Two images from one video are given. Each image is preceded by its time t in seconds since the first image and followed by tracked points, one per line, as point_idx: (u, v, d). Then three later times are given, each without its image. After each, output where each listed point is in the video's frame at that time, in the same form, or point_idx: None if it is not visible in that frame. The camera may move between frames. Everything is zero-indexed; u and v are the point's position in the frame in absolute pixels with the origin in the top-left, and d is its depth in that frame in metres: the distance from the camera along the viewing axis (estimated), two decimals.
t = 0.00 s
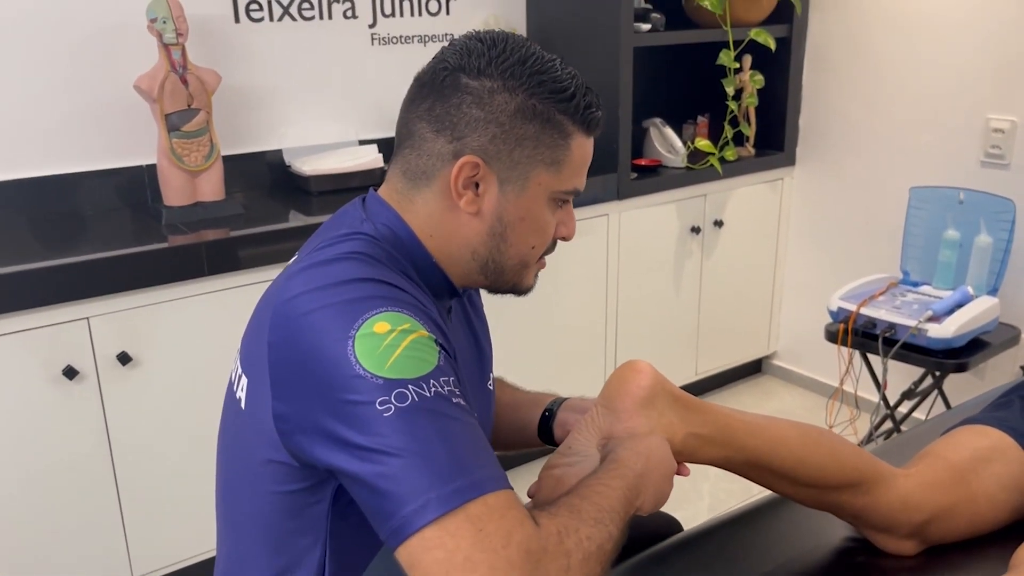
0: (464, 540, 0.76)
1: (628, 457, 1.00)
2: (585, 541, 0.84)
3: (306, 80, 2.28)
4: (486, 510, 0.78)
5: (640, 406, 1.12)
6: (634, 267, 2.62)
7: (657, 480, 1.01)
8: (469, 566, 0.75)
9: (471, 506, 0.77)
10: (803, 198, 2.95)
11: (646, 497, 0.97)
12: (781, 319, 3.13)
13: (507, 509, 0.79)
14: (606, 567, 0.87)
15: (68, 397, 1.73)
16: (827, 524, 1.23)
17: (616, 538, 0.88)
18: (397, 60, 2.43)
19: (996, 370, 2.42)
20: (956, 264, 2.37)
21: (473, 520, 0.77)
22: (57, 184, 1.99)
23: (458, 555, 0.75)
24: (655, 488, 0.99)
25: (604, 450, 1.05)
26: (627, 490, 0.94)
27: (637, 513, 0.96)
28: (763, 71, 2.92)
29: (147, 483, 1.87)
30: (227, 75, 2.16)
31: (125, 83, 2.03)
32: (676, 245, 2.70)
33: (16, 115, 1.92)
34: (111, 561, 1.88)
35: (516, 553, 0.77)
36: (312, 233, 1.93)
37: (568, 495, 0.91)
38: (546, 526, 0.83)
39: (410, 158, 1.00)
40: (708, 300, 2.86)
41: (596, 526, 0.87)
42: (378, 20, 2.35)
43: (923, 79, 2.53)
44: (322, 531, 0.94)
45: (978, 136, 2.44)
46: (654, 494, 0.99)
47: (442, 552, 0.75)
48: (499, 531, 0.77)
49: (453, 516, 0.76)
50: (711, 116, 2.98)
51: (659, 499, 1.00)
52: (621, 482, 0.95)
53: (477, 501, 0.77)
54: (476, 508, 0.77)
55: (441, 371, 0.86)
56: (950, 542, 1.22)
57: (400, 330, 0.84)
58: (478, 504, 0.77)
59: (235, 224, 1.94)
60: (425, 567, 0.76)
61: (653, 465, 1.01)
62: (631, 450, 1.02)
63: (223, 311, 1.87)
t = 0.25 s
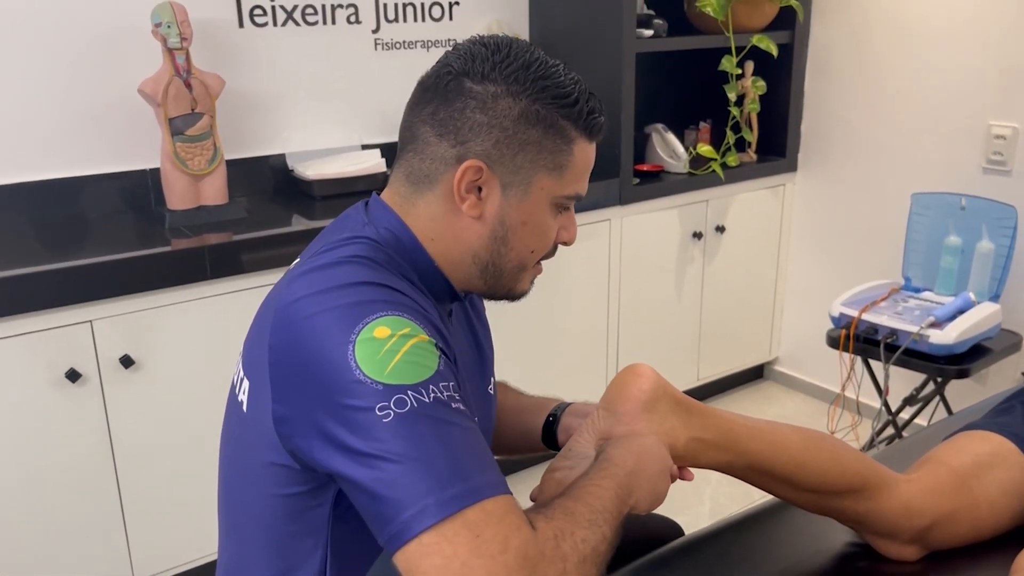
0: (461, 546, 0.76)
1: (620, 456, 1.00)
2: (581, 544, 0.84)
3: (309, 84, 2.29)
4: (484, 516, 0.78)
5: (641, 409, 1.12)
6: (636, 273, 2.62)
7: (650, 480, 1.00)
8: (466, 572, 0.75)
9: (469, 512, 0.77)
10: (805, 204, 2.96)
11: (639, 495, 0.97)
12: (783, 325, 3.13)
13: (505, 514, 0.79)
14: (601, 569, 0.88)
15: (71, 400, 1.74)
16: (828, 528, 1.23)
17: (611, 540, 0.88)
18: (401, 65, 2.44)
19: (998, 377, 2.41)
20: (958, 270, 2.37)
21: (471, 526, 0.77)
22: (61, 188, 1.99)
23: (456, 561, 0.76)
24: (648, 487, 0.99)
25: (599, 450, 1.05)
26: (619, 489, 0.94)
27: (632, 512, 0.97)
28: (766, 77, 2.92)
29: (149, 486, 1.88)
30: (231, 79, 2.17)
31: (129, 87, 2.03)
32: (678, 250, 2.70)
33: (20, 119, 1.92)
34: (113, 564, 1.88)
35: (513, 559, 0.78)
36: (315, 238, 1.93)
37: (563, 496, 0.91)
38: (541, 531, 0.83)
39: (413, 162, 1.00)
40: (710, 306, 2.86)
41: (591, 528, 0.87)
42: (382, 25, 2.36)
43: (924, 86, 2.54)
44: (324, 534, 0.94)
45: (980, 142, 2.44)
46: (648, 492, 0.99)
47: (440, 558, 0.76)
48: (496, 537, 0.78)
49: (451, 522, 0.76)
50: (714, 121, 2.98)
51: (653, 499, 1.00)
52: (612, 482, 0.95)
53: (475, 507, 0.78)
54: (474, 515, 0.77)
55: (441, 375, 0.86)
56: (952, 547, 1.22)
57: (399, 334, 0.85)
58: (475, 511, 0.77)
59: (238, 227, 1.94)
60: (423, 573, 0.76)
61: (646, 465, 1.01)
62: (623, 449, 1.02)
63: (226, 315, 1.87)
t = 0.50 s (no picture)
0: (460, 547, 0.76)
1: (614, 453, 1.01)
2: (579, 544, 0.85)
3: (314, 88, 2.30)
4: (484, 517, 0.78)
5: (645, 409, 1.12)
6: (638, 277, 2.62)
7: (645, 477, 1.01)
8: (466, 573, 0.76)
9: (468, 514, 0.77)
10: (807, 209, 2.96)
11: (635, 491, 0.98)
12: (785, 330, 3.13)
13: (506, 516, 0.80)
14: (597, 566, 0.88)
15: (74, 401, 1.74)
16: (830, 531, 1.23)
17: (608, 538, 0.89)
18: (404, 69, 2.45)
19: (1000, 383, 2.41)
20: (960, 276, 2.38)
21: (470, 528, 0.77)
22: (66, 190, 2.00)
23: (455, 562, 0.76)
24: (643, 483, 1.00)
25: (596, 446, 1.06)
26: (613, 485, 0.94)
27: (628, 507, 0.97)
28: (768, 83, 2.93)
29: (151, 487, 1.88)
30: (236, 83, 2.18)
31: (134, 89, 2.04)
32: (680, 255, 2.70)
33: (27, 121, 1.93)
34: (115, 566, 1.88)
35: (512, 560, 0.78)
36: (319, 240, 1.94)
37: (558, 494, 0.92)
38: (540, 531, 0.83)
39: (423, 163, 1.01)
40: (712, 311, 2.86)
41: (588, 527, 0.87)
42: (386, 29, 2.38)
43: (927, 92, 2.54)
44: (328, 534, 0.95)
45: (982, 149, 2.45)
46: (642, 488, 0.99)
47: (440, 560, 0.76)
48: (496, 539, 0.78)
49: (451, 523, 0.77)
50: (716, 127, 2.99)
51: (649, 495, 0.99)
52: (607, 478, 0.95)
53: (475, 509, 0.78)
54: (473, 516, 0.78)
55: (444, 378, 0.86)
56: (953, 552, 1.22)
57: (404, 336, 0.85)
58: (474, 512, 0.78)
59: (242, 230, 1.95)
60: (423, 573, 0.76)
61: (640, 463, 1.01)
62: (617, 447, 1.02)
63: (229, 317, 1.88)
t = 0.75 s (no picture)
0: (461, 543, 0.77)
1: (615, 455, 1.01)
2: (579, 542, 0.85)
3: (317, 91, 2.31)
4: (483, 514, 0.79)
5: (643, 412, 1.13)
6: (639, 281, 2.63)
7: (646, 480, 1.01)
8: (466, 570, 0.76)
9: (468, 510, 0.78)
10: (808, 214, 2.96)
11: (636, 493, 0.98)
12: (786, 335, 3.13)
13: (504, 513, 0.80)
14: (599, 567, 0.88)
15: (76, 402, 1.75)
16: (829, 535, 1.23)
17: (609, 537, 0.89)
18: (407, 72, 2.45)
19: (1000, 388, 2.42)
20: (961, 282, 2.38)
21: (471, 524, 0.78)
22: (69, 191, 2.01)
23: (455, 559, 0.76)
24: (644, 486, 1.00)
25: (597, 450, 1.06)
26: (615, 487, 0.95)
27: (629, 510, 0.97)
28: (770, 88, 2.94)
29: (152, 488, 1.88)
30: (239, 85, 2.19)
31: (138, 91, 2.05)
32: (681, 259, 2.71)
33: (31, 123, 1.94)
34: (115, 566, 1.88)
35: (512, 556, 0.78)
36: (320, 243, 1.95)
37: (560, 494, 0.92)
38: (540, 529, 0.84)
39: (424, 165, 1.02)
40: (712, 315, 2.86)
41: (588, 527, 0.87)
42: (389, 33, 2.39)
43: (928, 98, 2.55)
44: (327, 534, 0.95)
45: (983, 154, 2.45)
46: (643, 491, 0.99)
47: (440, 556, 0.77)
48: (496, 535, 0.78)
49: (451, 520, 0.77)
50: (718, 131, 3.00)
51: (649, 497, 1.00)
52: (609, 480, 0.96)
53: (475, 506, 0.78)
54: (473, 513, 0.78)
55: (444, 377, 0.87)
56: (951, 556, 1.22)
57: (404, 335, 0.86)
58: (475, 509, 0.78)
59: (244, 232, 1.96)
60: (424, 570, 0.77)
61: (643, 466, 1.02)
62: (619, 449, 1.03)
63: (231, 318, 1.89)
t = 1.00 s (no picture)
0: (460, 536, 0.77)
1: (621, 456, 1.01)
2: (579, 537, 0.86)
3: (320, 92, 2.32)
4: (483, 507, 0.79)
5: (644, 413, 1.14)
6: (640, 284, 2.63)
7: (650, 480, 1.02)
8: (464, 562, 0.77)
9: (467, 503, 0.78)
10: (810, 218, 2.97)
11: (639, 494, 0.98)
12: (787, 339, 3.13)
13: (503, 507, 0.81)
14: (600, 565, 0.89)
15: (79, 399, 1.76)
16: (829, 536, 1.23)
17: (610, 534, 0.90)
18: (411, 74, 2.46)
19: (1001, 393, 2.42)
20: (962, 286, 2.38)
21: (470, 517, 0.78)
22: (74, 190, 2.02)
23: (454, 551, 0.77)
24: (648, 486, 1.00)
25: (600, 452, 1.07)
26: (619, 488, 0.95)
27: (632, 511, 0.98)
28: (773, 92, 2.95)
29: (154, 486, 1.89)
30: (244, 86, 2.20)
31: (143, 91, 2.07)
32: (683, 262, 2.71)
33: (37, 122, 1.96)
34: (116, 564, 1.89)
35: (511, 549, 0.79)
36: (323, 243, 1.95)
37: (562, 492, 0.93)
38: (539, 523, 0.84)
39: (424, 162, 1.02)
40: (714, 318, 2.87)
41: (589, 523, 0.88)
42: (393, 35, 2.40)
43: (930, 102, 2.55)
44: (327, 529, 0.96)
45: (984, 159, 2.46)
46: (647, 493, 1.00)
47: (440, 548, 0.77)
48: (495, 527, 0.79)
49: (450, 512, 0.78)
50: (720, 135, 3.01)
51: (653, 498, 1.00)
52: (613, 480, 0.96)
53: (474, 499, 0.79)
54: (472, 506, 0.79)
55: (443, 372, 0.87)
56: (951, 557, 1.22)
57: (403, 330, 0.86)
58: (474, 502, 0.79)
59: (248, 232, 1.97)
60: (423, 562, 0.77)
61: (646, 466, 1.02)
62: (625, 450, 1.03)
63: (234, 318, 1.90)
